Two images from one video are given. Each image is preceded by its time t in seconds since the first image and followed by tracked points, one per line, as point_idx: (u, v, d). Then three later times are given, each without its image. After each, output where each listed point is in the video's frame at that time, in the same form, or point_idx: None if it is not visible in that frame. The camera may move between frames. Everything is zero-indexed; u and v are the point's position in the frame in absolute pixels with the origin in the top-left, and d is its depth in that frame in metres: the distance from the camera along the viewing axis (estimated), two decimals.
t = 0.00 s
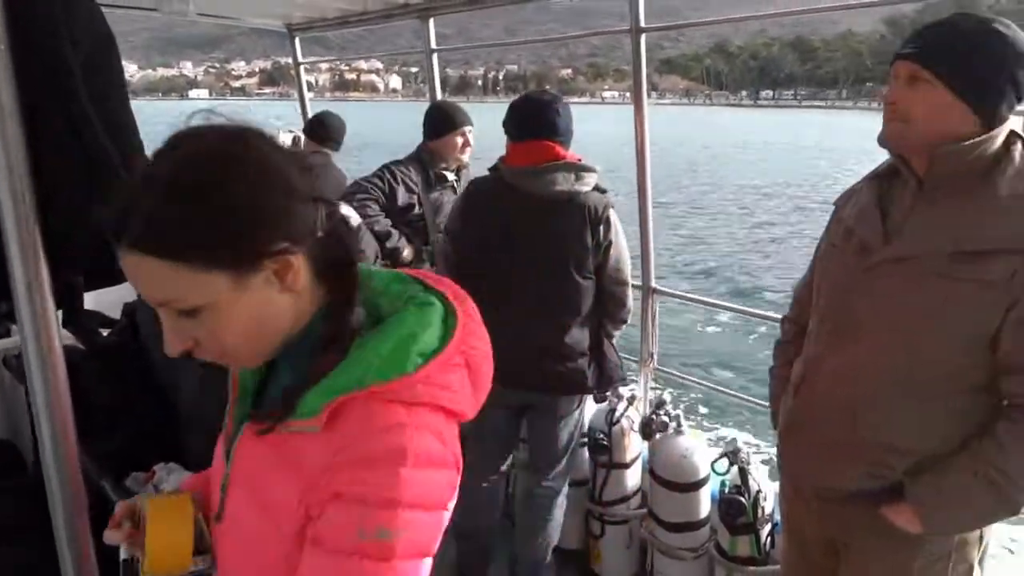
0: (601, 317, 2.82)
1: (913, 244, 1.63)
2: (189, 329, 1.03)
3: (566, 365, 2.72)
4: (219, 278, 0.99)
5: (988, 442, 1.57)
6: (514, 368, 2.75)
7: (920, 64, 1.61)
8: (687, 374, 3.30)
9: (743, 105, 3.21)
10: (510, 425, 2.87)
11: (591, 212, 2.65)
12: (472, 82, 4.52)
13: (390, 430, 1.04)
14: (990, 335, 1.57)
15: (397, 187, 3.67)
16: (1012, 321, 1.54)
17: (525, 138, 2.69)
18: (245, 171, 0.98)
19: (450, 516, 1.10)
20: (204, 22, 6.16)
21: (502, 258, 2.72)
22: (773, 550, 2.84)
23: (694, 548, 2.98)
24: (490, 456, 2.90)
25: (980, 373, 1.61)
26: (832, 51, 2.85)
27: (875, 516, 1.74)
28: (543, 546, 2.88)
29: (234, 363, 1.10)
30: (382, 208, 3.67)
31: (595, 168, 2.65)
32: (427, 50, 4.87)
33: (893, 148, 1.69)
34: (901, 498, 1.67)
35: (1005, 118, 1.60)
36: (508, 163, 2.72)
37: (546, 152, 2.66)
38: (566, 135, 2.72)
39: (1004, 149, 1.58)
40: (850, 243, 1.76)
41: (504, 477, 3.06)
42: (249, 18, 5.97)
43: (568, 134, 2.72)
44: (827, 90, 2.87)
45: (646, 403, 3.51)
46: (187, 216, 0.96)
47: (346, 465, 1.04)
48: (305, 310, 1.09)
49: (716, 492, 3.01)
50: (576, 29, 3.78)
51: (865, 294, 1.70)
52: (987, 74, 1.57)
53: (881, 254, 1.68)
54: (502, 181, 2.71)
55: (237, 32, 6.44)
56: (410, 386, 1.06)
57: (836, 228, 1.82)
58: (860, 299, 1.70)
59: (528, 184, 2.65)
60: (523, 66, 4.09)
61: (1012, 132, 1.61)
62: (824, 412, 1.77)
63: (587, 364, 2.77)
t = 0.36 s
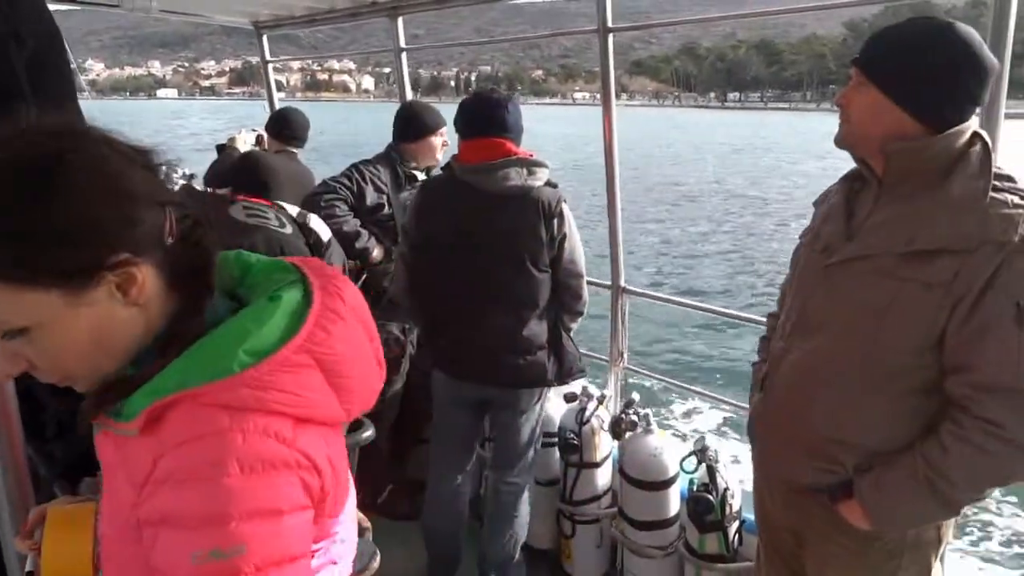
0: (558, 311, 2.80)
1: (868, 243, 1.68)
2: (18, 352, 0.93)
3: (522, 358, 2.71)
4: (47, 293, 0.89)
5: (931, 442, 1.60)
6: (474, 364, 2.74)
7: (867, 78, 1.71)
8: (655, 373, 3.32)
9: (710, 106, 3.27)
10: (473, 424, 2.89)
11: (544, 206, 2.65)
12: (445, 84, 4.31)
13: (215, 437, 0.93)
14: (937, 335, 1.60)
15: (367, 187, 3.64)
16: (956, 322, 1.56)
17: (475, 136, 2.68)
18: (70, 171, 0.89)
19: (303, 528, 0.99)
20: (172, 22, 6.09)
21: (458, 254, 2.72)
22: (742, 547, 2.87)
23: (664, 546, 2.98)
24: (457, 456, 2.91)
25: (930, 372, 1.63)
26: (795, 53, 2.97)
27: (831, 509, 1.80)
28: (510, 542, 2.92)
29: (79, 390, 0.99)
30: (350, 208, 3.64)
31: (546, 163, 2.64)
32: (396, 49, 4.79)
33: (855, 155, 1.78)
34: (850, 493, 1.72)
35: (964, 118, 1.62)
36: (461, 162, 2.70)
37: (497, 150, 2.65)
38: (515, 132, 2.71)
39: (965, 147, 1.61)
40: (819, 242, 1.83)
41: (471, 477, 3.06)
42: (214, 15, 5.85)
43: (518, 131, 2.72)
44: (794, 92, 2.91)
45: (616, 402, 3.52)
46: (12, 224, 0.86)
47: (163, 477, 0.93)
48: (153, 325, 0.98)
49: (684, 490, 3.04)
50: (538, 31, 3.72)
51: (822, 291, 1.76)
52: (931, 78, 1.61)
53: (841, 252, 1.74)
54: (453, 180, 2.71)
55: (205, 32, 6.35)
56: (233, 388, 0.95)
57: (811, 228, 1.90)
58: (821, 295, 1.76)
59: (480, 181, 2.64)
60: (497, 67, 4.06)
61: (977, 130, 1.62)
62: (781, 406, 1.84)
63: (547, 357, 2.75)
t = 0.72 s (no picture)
0: (525, 305, 2.79)
1: (844, 242, 1.69)
2: None
3: (487, 352, 2.72)
4: None
5: (904, 443, 1.62)
6: (442, 360, 2.78)
7: (844, 80, 1.72)
8: (640, 371, 3.32)
9: (696, 104, 3.27)
10: (448, 421, 2.91)
11: (505, 200, 2.63)
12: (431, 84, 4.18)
13: (75, 462, 0.85)
14: (910, 335, 1.62)
15: (351, 186, 3.61)
16: (927, 322, 1.58)
17: (439, 133, 2.68)
18: None
19: (192, 540, 0.92)
20: (157, 23, 6.07)
21: (426, 250, 2.72)
22: (727, 543, 2.87)
23: (649, 544, 2.99)
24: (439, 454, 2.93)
25: (904, 371, 1.65)
26: (780, 51, 2.94)
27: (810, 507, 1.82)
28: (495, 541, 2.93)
29: None
30: (335, 208, 3.58)
31: (509, 158, 2.63)
32: (379, 48, 4.75)
33: (839, 155, 1.79)
34: (826, 492, 1.74)
35: (944, 116, 1.61)
36: (425, 158, 2.71)
37: (459, 146, 2.65)
38: (478, 128, 2.70)
39: (949, 142, 1.62)
40: (802, 239, 1.85)
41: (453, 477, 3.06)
42: (196, 14, 5.81)
43: (481, 127, 2.71)
44: (778, 91, 2.93)
45: (602, 401, 3.52)
46: None
47: (19, 508, 0.84)
48: (28, 351, 0.90)
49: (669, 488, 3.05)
50: (527, 29, 3.71)
51: (801, 289, 1.77)
52: (908, 79, 1.61)
53: (821, 250, 1.76)
54: (419, 177, 2.72)
55: (190, 32, 6.32)
56: (98, 413, 0.88)
57: (797, 225, 1.92)
58: (800, 293, 1.78)
59: (443, 177, 2.65)
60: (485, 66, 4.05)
61: (961, 127, 1.63)
62: (758, 405, 1.85)
63: (511, 351, 2.75)
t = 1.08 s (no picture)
0: (508, 301, 2.77)
1: (838, 238, 1.67)
2: None
3: (471, 347, 2.71)
4: None
5: (900, 442, 1.61)
6: (433, 357, 2.76)
7: (837, 74, 1.68)
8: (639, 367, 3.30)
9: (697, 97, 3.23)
10: (439, 418, 2.90)
11: (482, 195, 2.61)
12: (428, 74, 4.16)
13: None
14: (905, 334, 1.59)
15: (348, 183, 3.62)
16: (922, 320, 1.55)
17: (416, 131, 2.66)
18: None
19: None
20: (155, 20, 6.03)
21: (407, 248, 2.70)
22: (728, 541, 2.85)
23: (649, 541, 2.97)
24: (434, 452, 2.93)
25: (900, 369, 1.63)
26: (781, 43, 2.90)
27: (807, 508, 1.80)
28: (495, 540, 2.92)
29: None
30: (333, 205, 3.59)
31: (486, 153, 2.63)
32: (378, 44, 4.72)
33: (833, 150, 1.76)
34: (823, 492, 1.72)
35: (941, 110, 1.58)
36: (404, 157, 2.70)
37: (436, 143, 2.63)
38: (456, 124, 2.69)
39: (943, 135, 1.59)
40: (797, 235, 1.83)
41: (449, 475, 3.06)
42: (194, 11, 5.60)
43: (457, 124, 2.69)
44: (778, 83, 2.88)
45: (603, 397, 3.51)
46: None
47: None
48: None
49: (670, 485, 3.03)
50: (539, 21, 3.67)
51: (794, 287, 1.75)
52: (902, 73, 1.57)
53: (815, 246, 1.74)
54: (397, 176, 2.70)
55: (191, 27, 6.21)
56: None
57: (789, 222, 1.90)
58: (794, 291, 1.75)
59: (423, 175, 2.64)
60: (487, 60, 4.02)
61: (956, 121, 1.61)
62: (751, 404, 1.83)
63: (496, 345, 2.74)
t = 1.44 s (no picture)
0: (503, 297, 2.77)
1: (836, 252, 1.65)
2: None
3: (470, 346, 2.70)
4: None
5: (895, 459, 1.59)
6: (430, 357, 2.73)
7: (840, 85, 1.65)
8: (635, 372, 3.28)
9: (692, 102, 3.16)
10: (430, 416, 2.89)
11: (481, 195, 2.61)
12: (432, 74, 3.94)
13: None
14: (903, 350, 1.57)
15: (347, 176, 3.59)
16: (921, 337, 1.53)
17: (409, 130, 2.61)
18: None
19: None
20: (158, 5, 5.94)
21: (401, 246, 2.66)
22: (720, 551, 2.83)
23: (641, 548, 2.95)
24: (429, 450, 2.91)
25: (896, 385, 1.61)
26: (780, 52, 2.85)
27: (798, 522, 1.78)
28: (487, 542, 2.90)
29: None
30: (332, 199, 3.56)
31: (481, 153, 2.57)
32: (383, 37, 4.66)
33: (831, 162, 1.73)
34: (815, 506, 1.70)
35: (941, 126, 1.56)
36: (398, 156, 2.64)
37: (430, 142, 2.58)
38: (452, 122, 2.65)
39: (943, 151, 1.57)
40: (793, 246, 1.81)
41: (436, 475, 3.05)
42: None
43: (452, 123, 2.65)
44: (775, 91, 2.85)
45: (598, 401, 3.49)
46: None
47: None
48: None
49: (663, 493, 3.01)
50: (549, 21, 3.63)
51: (790, 299, 1.73)
52: (907, 88, 1.55)
53: (812, 259, 1.71)
54: (390, 173, 2.66)
55: (198, 12, 6.05)
56: None
57: (786, 234, 1.88)
58: (789, 304, 1.73)
59: (417, 174, 2.60)
60: (493, 57, 3.97)
61: (955, 137, 1.59)
62: (744, 416, 1.81)
63: (493, 343, 2.73)
